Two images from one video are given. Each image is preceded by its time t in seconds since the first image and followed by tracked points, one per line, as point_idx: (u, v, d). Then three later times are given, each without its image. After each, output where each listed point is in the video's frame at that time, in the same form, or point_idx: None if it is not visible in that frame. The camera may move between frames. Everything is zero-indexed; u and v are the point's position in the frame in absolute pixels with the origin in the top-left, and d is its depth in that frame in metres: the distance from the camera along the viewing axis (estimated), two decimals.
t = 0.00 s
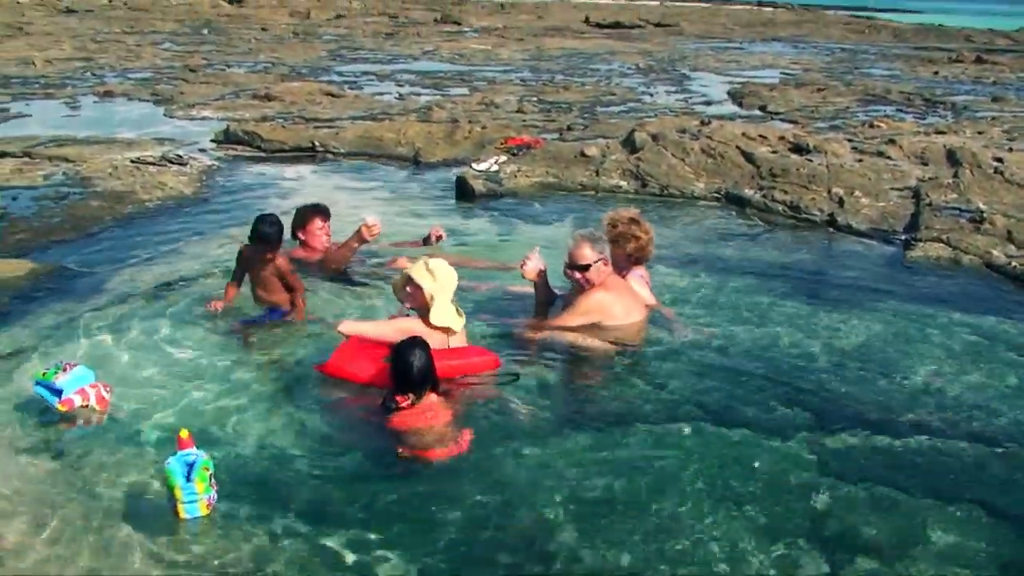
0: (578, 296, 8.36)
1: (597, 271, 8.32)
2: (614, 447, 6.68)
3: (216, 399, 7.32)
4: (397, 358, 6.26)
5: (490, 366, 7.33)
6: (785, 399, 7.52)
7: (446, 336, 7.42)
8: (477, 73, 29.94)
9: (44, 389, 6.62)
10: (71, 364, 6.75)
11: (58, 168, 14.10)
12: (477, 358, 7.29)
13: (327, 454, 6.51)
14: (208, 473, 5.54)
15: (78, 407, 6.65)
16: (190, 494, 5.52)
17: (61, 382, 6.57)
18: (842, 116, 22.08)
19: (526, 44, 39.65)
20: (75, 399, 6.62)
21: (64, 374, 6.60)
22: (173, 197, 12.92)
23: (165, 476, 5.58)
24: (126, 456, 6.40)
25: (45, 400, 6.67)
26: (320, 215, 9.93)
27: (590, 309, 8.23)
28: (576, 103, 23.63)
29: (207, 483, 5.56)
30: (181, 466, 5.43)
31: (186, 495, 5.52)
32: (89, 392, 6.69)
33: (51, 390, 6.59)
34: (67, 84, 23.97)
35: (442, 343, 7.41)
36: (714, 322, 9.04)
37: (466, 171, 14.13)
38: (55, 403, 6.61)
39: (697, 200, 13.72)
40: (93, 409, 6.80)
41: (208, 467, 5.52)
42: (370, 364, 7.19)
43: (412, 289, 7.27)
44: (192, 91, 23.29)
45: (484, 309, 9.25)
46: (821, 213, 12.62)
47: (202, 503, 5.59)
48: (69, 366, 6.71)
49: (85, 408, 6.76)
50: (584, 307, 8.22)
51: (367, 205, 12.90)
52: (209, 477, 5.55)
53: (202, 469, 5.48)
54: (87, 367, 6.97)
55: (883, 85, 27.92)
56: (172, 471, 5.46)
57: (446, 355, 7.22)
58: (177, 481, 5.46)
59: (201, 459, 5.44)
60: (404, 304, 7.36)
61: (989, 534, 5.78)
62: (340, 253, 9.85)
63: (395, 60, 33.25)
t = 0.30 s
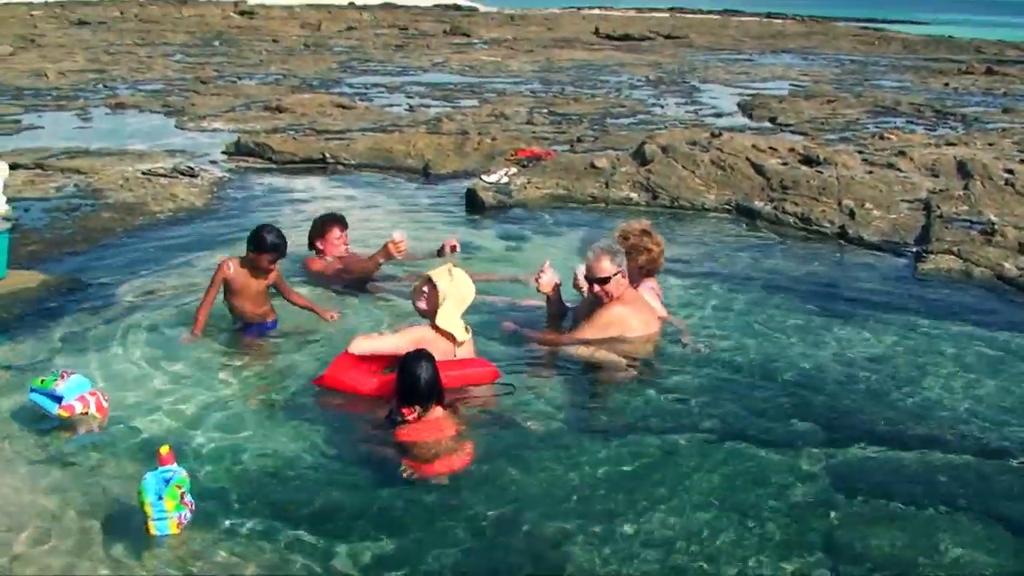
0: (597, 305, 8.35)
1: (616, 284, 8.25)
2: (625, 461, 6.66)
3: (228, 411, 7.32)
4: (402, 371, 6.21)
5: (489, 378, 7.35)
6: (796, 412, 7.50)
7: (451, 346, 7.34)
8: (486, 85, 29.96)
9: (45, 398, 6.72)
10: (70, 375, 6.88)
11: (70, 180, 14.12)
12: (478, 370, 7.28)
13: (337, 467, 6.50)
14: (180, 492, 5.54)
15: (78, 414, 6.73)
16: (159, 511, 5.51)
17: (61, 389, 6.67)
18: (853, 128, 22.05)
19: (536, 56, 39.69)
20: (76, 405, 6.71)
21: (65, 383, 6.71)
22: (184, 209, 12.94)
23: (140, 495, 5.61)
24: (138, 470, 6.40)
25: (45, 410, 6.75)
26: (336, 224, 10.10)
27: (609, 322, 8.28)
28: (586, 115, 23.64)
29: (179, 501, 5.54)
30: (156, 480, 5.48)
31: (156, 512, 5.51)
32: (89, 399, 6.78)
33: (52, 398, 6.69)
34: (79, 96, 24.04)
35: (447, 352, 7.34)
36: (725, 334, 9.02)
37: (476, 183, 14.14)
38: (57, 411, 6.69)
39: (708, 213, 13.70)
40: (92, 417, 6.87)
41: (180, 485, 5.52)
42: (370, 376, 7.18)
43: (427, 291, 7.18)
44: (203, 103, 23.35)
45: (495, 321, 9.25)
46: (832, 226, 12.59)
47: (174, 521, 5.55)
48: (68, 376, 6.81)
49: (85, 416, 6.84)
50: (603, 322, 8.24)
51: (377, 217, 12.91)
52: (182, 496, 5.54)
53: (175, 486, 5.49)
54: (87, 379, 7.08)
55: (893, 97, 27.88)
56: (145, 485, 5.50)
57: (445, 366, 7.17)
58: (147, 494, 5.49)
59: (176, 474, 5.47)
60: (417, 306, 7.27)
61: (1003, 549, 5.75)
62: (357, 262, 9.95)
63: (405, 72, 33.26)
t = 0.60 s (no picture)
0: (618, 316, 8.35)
1: (634, 298, 8.17)
2: (635, 475, 6.64)
3: (238, 425, 7.32)
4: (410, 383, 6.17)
5: (487, 395, 7.24)
6: (807, 426, 7.47)
7: (459, 361, 7.28)
8: (497, 98, 30.02)
9: (43, 411, 6.66)
10: (65, 387, 6.82)
11: (82, 194, 14.18)
12: (477, 386, 7.18)
13: (346, 480, 6.50)
14: (152, 506, 5.48)
15: (80, 424, 6.71)
16: (132, 525, 5.47)
17: (61, 402, 6.64)
18: (864, 140, 22.04)
19: (547, 69, 39.77)
20: (78, 416, 6.69)
21: (64, 395, 6.67)
22: (195, 223, 12.97)
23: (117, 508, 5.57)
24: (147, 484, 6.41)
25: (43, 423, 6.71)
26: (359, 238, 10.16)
27: (629, 337, 8.25)
28: (596, 128, 23.68)
29: (151, 516, 5.49)
30: (131, 495, 5.43)
31: (128, 526, 5.47)
32: (89, 410, 6.75)
33: (52, 411, 6.65)
34: (91, 111, 24.15)
35: (455, 366, 7.27)
36: (736, 347, 9.00)
37: (487, 197, 14.17)
38: (59, 423, 6.67)
39: (718, 226, 13.70)
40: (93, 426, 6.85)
41: (152, 499, 5.46)
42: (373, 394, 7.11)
43: (439, 303, 7.18)
44: (215, 117, 23.45)
45: (505, 335, 9.25)
46: (843, 238, 12.57)
47: (147, 536, 5.51)
48: (64, 387, 6.77)
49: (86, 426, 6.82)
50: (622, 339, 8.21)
51: (388, 231, 12.94)
52: (155, 511, 5.49)
53: (148, 501, 5.44)
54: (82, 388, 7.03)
55: (905, 109, 27.86)
56: (119, 500, 5.47)
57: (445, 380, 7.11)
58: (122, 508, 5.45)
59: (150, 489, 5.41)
60: (431, 318, 7.24)
61: (1014, 563, 5.71)
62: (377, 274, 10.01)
63: (416, 86, 33.34)
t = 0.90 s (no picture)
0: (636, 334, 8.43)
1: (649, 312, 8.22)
2: (644, 490, 6.63)
3: (246, 439, 7.32)
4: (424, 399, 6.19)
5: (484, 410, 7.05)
6: (816, 441, 7.45)
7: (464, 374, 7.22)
8: (505, 112, 30.11)
9: (44, 425, 6.79)
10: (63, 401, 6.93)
11: (92, 208, 14.22)
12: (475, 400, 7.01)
13: (354, 494, 6.49)
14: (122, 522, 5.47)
15: (81, 436, 6.82)
16: (100, 541, 5.42)
17: (60, 414, 6.75)
18: (872, 154, 22.04)
19: (555, 83, 39.86)
20: (78, 428, 6.80)
21: (62, 408, 6.78)
22: (205, 237, 13.01)
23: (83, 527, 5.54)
24: (154, 497, 6.42)
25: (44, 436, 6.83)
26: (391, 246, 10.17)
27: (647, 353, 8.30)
28: (605, 142, 23.71)
29: (120, 531, 5.47)
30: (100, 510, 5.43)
31: (96, 542, 5.43)
32: (89, 421, 6.86)
33: (52, 425, 6.76)
34: (101, 125, 24.24)
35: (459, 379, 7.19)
36: (744, 362, 8.99)
37: (495, 211, 14.19)
38: (60, 435, 6.77)
39: (727, 239, 13.69)
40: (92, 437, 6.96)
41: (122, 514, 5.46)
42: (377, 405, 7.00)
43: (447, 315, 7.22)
44: (225, 131, 23.52)
45: (513, 349, 9.25)
46: (851, 252, 12.56)
47: (115, 552, 5.47)
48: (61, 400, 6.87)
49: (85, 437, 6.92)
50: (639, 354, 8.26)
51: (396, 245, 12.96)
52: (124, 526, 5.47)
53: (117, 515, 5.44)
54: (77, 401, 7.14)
55: (913, 122, 27.86)
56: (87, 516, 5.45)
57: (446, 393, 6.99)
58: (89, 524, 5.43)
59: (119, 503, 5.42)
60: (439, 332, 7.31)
61: None
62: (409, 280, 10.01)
63: (425, 100, 33.47)
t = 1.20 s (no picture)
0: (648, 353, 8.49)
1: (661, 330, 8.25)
2: (651, 509, 6.61)
3: (254, 455, 7.33)
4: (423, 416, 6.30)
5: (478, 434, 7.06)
6: (826, 460, 7.43)
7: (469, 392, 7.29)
8: (515, 130, 30.14)
9: (40, 438, 6.86)
10: (55, 415, 7.04)
11: (103, 225, 14.27)
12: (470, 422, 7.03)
13: (362, 511, 6.49)
14: (93, 543, 5.43)
15: (78, 447, 6.95)
16: (70, 561, 5.37)
17: (58, 426, 6.88)
18: (882, 172, 22.05)
19: (565, 101, 39.93)
20: (75, 439, 6.93)
21: (59, 419, 6.92)
22: (215, 253, 13.03)
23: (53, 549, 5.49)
24: (161, 515, 6.42)
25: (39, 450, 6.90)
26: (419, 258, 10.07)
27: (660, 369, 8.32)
28: (614, 159, 23.74)
29: (91, 553, 5.42)
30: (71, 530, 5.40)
31: (66, 563, 5.37)
32: (85, 433, 7.01)
33: (48, 437, 6.86)
34: (113, 142, 24.34)
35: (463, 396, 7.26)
36: (753, 380, 8.98)
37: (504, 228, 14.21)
38: (57, 446, 6.87)
39: (736, 257, 13.68)
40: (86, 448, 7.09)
41: (93, 536, 5.43)
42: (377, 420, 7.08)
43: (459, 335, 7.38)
44: (236, 148, 23.60)
45: (522, 366, 9.26)
46: (861, 271, 12.55)
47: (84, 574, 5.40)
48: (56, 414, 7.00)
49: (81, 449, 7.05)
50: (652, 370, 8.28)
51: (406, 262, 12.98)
52: (95, 548, 5.44)
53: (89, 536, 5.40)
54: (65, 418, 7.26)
55: (923, 141, 27.85)
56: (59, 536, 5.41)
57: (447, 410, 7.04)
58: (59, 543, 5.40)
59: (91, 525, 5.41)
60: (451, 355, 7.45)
61: None
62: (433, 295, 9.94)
63: (435, 117, 33.56)
